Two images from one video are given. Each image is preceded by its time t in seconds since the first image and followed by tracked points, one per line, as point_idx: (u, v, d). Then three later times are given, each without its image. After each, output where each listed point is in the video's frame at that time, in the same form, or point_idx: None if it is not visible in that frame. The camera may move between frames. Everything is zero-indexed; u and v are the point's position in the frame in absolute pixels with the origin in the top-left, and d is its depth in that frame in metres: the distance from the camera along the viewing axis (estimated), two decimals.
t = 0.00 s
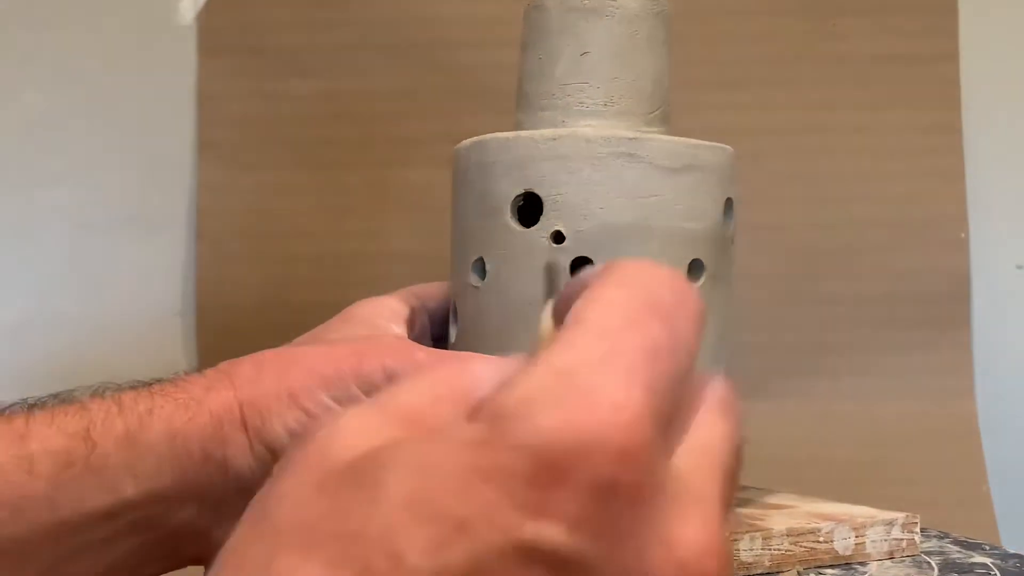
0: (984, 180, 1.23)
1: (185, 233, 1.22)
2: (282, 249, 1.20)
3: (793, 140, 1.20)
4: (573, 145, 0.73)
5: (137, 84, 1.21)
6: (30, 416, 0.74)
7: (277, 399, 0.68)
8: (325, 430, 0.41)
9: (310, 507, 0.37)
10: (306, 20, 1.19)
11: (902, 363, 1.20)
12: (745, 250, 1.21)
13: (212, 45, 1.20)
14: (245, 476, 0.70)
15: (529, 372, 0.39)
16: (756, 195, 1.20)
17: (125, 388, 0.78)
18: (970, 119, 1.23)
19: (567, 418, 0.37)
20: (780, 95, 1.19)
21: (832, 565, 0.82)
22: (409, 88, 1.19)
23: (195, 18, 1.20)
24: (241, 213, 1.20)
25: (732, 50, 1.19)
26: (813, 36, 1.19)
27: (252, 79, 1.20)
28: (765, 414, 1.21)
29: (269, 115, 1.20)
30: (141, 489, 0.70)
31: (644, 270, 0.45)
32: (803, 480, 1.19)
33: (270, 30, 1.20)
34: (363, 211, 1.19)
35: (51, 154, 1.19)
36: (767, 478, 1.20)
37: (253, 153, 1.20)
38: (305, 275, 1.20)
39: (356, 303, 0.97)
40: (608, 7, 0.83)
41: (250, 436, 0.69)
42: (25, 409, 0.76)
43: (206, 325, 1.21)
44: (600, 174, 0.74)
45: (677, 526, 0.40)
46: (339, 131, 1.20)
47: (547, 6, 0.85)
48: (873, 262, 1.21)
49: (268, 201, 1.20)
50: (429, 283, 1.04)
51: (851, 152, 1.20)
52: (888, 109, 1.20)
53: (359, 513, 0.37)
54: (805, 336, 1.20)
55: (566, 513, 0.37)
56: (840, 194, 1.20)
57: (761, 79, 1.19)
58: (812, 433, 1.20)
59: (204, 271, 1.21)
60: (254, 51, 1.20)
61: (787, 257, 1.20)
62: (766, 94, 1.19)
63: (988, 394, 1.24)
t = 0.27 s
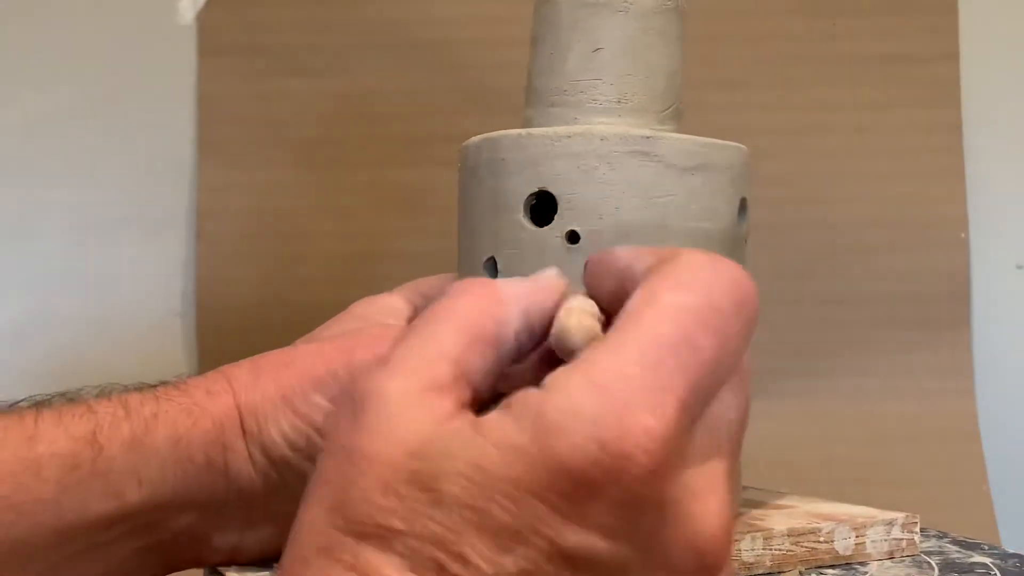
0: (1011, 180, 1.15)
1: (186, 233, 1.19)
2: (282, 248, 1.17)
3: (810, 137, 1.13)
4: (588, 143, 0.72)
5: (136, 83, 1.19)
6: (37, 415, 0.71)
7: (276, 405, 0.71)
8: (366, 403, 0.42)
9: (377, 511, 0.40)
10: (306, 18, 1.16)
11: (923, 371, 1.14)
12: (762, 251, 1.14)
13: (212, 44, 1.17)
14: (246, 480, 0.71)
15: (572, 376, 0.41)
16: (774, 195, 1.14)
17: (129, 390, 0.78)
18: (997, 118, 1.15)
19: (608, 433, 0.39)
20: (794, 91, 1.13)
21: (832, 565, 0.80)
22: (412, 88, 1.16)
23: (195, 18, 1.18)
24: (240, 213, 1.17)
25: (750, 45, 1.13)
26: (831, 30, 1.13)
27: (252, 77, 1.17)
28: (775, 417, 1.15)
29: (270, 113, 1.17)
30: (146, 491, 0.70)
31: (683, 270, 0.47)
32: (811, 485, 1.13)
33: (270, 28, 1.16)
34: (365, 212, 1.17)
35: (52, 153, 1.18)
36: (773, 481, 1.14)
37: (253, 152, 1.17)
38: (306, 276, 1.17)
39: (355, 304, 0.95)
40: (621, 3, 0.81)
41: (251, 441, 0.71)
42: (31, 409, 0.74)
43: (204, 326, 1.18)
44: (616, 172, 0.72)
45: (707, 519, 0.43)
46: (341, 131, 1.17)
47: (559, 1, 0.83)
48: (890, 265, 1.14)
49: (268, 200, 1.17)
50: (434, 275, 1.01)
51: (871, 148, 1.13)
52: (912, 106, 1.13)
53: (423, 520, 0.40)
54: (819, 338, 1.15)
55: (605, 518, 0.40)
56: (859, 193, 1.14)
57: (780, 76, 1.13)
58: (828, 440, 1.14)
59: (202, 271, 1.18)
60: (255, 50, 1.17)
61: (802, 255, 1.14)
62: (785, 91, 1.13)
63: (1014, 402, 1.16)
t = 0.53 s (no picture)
0: (1008, 179, 1.16)
1: (185, 231, 1.18)
2: (281, 248, 1.17)
3: (810, 137, 1.14)
4: (601, 143, 0.72)
5: (135, 83, 1.18)
6: (28, 413, 0.70)
7: (269, 397, 0.70)
8: (358, 438, 0.44)
9: (361, 544, 0.41)
10: (307, 18, 1.16)
11: (922, 369, 1.15)
12: (763, 250, 1.15)
13: (211, 44, 1.16)
14: (243, 476, 0.71)
15: (537, 404, 0.42)
16: (776, 194, 1.14)
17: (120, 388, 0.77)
18: (995, 118, 1.16)
19: (574, 458, 0.40)
20: (795, 91, 1.13)
21: (835, 563, 0.80)
22: (413, 89, 1.16)
23: (195, 18, 1.17)
24: (239, 213, 1.16)
25: (752, 46, 1.13)
26: (831, 31, 1.13)
27: (253, 77, 1.16)
28: (776, 416, 1.16)
29: (270, 113, 1.16)
30: (141, 489, 0.69)
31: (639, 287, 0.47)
32: (811, 485, 1.14)
33: (270, 28, 1.16)
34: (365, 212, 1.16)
35: (51, 153, 1.17)
36: (774, 481, 1.14)
37: (252, 153, 1.16)
38: (305, 276, 1.17)
39: (350, 298, 0.94)
40: (627, 2, 0.81)
41: (245, 436, 0.70)
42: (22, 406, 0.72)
43: (203, 328, 1.16)
44: (627, 172, 0.72)
45: (662, 529, 0.45)
46: (342, 131, 1.16)
47: None
48: (890, 264, 1.15)
49: (266, 200, 1.16)
50: (433, 274, 1.01)
51: (870, 149, 1.14)
52: (912, 107, 1.14)
53: (404, 551, 0.40)
54: (819, 337, 1.15)
55: (577, 540, 0.42)
56: (860, 193, 1.14)
57: (782, 76, 1.13)
58: (827, 439, 1.15)
59: (201, 271, 1.16)
60: (255, 50, 1.16)
61: (802, 255, 1.15)
62: (787, 91, 1.13)
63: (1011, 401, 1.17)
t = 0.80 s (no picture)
0: (1008, 179, 1.16)
1: (184, 231, 1.18)
2: (281, 248, 1.17)
3: (809, 137, 1.14)
4: (601, 143, 0.72)
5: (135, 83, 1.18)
6: (46, 413, 0.74)
7: (286, 406, 0.75)
8: (389, 433, 0.45)
9: (395, 530, 0.41)
10: (306, 17, 1.16)
11: (920, 369, 1.15)
12: (763, 251, 1.15)
13: (211, 44, 1.16)
14: (255, 482, 0.76)
15: (566, 392, 0.43)
16: (776, 195, 1.14)
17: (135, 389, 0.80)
18: (995, 118, 1.16)
19: (603, 442, 0.41)
20: (795, 92, 1.13)
21: (835, 563, 0.80)
22: (412, 89, 1.16)
23: (195, 18, 1.17)
24: (239, 213, 1.16)
25: (753, 46, 1.13)
26: (831, 31, 1.13)
27: (252, 77, 1.16)
28: (776, 417, 1.15)
29: (269, 113, 1.16)
30: (156, 491, 0.73)
31: (657, 281, 0.49)
32: (811, 486, 1.14)
33: (270, 28, 1.16)
34: (365, 211, 1.16)
35: (51, 153, 1.17)
36: (773, 482, 1.14)
37: (252, 153, 1.16)
38: (305, 276, 1.17)
39: (353, 304, 0.94)
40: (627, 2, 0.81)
41: (260, 442, 0.75)
42: (39, 405, 0.75)
43: (203, 328, 1.16)
44: (627, 172, 0.72)
45: (683, 518, 0.46)
46: (342, 130, 1.16)
47: None
48: (890, 264, 1.15)
49: (267, 200, 1.16)
50: (433, 274, 1.01)
51: (870, 149, 1.14)
52: (912, 108, 1.13)
53: (437, 536, 0.40)
54: (819, 338, 1.15)
55: (605, 525, 0.42)
56: (860, 193, 1.14)
57: (781, 76, 1.13)
58: (827, 440, 1.15)
59: (202, 271, 1.16)
60: (255, 50, 1.16)
61: (802, 255, 1.15)
62: (786, 91, 1.13)
63: (1011, 401, 1.17)
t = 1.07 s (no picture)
0: (1008, 179, 1.16)
1: (184, 231, 1.18)
2: (281, 248, 1.17)
3: (809, 137, 1.14)
4: (601, 142, 0.72)
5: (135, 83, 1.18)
6: (49, 414, 0.74)
7: (287, 407, 0.75)
8: (392, 430, 0.46)
9: (396, 520, 0.41)
10: (306, 17, 1.16)
11: (921, 370, 1.15)
12: (763, 251, 1.15)
13: (211, 44, 1.16)
14: (256, 483, 0.76)
15: (564, 382, 0.43)
16: (776, 194, 1.14)
17: (137, 389, 0.80)
18: (995, 118, 1.16)
19: (602, 430, 0.41)
20: (795, 92, 1.13)
21: (835, 563, 0.80)
22: (413, 89, 1.16)
23: (195, 18, 1.17)
24: (240, 213, 1.16)
25: (753, 46, 1.13)
26: (831, 31, 1.13)
27: (253, 77, 1.16)
28: (775, 417, 1.16)
29: (270, 113, 1.16)
30: (156, 493, 0.73)
31: (654, 276, 0.49)
32: (811, 487, 1.14)
33: (270, 28, 1.16)
34: (365, 211, 1.16)
35: (51, 153, 1.17)
36: (773, 482, 1.14)
37: (252, 153, 1.16)
38: (305, 276, 1.17)
39: (354, 305, 0.94)
40: (627, 2, 0.81)
41: (261, 444, 0.75)
42: (40, 406, 0.75)
43: (203, 328, 1.16)
44: (627, 172, 0.72)
45: (682, 509, 0.46)
46: (342, 130, 1.16)
47: None
48: (891, 264, 1.15)
49: (267, 200, 1.16)
50: (433, 275, 1.01)
51: (870, 150, 1.14)
52: (913, 108, 1.13)
53: (437, 524, 0.40)
54: (819, 338, 1.15)
55: (605, 513, 0.42)
56: (860, 193, 1.14)
57: (782, 76, 1.13)
58: (826, 440, 1.15)
59: (202, 271, 1.16)
60: (255, 50, 1.16)
61: (802, 255, 1.15)
62: (788, 91, 1.13)
63: (1011, 401, 1.17)
